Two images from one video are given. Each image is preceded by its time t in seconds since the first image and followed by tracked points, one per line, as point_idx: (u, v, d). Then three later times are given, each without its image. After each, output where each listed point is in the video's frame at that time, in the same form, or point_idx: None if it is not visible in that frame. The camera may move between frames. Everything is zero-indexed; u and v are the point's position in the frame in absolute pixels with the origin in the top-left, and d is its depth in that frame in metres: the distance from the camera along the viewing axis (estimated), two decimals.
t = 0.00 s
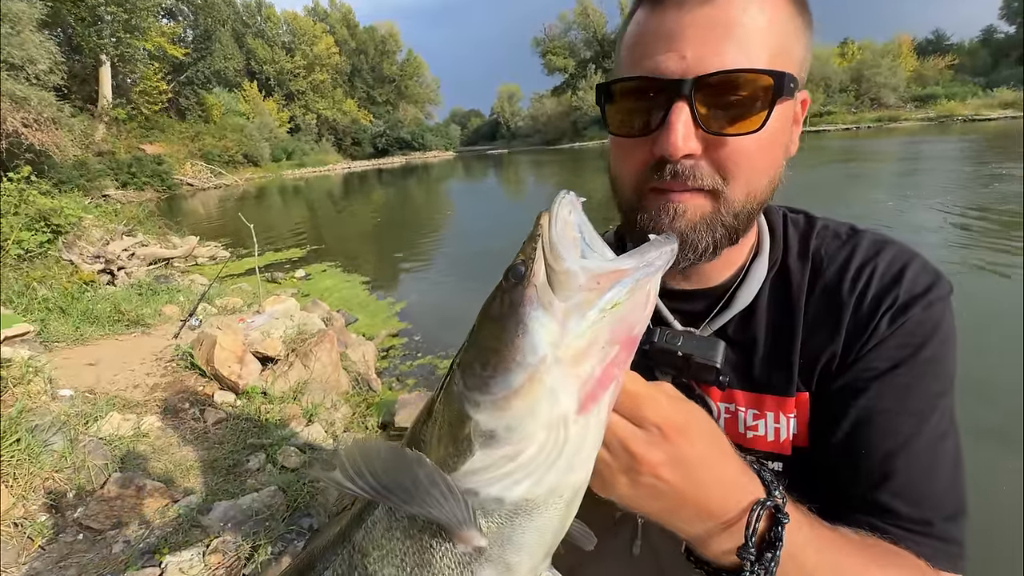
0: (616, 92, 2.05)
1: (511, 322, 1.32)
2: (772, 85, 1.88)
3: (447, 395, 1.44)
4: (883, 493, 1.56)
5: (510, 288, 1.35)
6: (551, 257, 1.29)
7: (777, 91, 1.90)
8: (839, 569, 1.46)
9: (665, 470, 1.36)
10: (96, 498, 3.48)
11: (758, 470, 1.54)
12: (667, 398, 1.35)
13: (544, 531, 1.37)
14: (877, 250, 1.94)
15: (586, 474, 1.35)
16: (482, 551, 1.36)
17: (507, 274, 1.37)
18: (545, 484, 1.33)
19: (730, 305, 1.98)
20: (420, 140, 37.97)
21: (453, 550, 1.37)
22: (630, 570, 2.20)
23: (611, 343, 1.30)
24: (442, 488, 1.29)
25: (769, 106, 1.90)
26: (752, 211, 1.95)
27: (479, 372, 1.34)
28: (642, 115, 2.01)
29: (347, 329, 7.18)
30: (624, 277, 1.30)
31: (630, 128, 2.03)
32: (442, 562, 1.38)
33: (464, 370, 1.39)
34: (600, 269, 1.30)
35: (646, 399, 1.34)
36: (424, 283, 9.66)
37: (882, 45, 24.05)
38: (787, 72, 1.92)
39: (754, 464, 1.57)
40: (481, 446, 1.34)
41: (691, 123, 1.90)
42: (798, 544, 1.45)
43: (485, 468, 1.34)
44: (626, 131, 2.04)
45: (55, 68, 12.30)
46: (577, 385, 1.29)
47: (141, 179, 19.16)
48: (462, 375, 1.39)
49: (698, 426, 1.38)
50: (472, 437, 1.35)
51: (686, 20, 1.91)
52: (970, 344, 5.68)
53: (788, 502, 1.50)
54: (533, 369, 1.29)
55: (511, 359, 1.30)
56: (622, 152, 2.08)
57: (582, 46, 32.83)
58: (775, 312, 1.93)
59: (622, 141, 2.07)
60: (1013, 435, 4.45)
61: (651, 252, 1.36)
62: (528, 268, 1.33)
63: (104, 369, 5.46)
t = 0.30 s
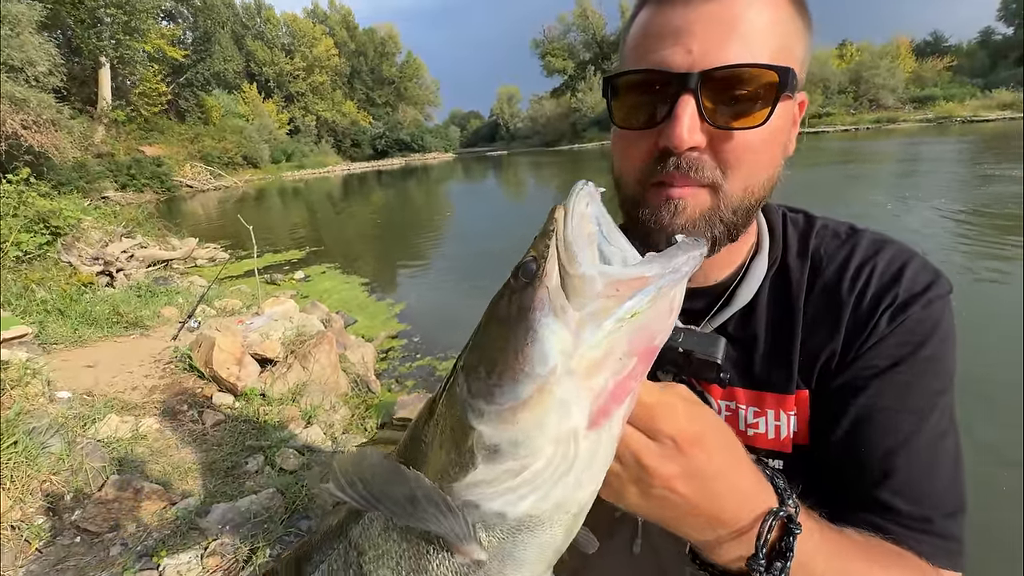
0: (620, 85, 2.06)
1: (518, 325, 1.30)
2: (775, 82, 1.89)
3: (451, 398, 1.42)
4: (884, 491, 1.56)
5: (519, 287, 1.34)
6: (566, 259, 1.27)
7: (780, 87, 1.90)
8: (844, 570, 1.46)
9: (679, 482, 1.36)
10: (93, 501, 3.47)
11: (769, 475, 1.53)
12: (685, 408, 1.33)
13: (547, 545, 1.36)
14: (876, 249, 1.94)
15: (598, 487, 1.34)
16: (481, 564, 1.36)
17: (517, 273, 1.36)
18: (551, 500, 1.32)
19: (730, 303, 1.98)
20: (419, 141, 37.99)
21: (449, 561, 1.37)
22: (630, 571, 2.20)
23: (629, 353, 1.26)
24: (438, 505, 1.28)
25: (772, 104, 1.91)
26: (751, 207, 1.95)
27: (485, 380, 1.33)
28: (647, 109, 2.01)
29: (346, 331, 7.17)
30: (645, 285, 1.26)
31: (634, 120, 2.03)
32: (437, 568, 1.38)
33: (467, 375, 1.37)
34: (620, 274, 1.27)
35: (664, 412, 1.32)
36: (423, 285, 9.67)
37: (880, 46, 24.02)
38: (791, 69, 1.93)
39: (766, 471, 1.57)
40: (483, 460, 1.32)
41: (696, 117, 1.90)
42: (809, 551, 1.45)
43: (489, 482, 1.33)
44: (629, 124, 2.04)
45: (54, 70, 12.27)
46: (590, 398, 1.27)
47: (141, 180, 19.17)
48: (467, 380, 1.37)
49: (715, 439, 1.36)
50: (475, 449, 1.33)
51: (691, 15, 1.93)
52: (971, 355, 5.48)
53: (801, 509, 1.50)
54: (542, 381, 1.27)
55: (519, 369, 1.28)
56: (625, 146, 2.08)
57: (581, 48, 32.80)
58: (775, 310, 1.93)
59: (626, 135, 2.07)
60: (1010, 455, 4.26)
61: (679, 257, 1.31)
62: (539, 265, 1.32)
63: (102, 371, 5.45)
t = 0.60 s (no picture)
0: (617, 83, 2.06)
1: (504, 330, 1.26)
2: (771, 80, 1.90)
3: (431, 400, 1.41)
4: (877, 492, 1.55)
5: (509, 286, 1.28)
6: (560, 269, 1.19)
7: (775, 86, 1.92)
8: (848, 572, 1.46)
9: (675, 501, 1.37)
10: (92, 502, 3.47)
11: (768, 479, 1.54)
12: (689, 428, 1.29)
13: (520, 561, 1.41)
14: (873, 252, 1.95)
15: (587, 501, 1.35)
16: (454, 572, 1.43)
17: (506, 270, 1.30)
18: (528, 521, 1.34)
19: (727, 304, 1.97)
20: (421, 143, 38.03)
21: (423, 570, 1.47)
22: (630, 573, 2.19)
23: (625, 375, 1.22)
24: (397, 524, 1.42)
25: (767, 102, 1.92)
26: (747, 206, 1.97)
27: (463, 390, 1.31)
28: (644, 107, 2.00)
29: (346, 333, 7.18)
30: (650, 302, 1.19)
31: (632, 117, 2.02)
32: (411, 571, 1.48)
33: (448, 381, 1.35)
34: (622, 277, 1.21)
35: (665, 435, 1.28)
36: (423, 287, 9.67)
37: (881, 49, 24.03)
38: (786, 68, 1.95)
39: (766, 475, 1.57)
40: (456, 476, 1.33)
41: (694, 114, 1.90)
42: (810, 553, 1.45)
43: (466, 498, 1.34)
44: (627, 122, 2.03)
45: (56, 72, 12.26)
46: (579, 421, 1.26)
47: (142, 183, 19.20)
48: (448, 387, 1.35)
49: (719, 459, 1.33)
50: (449, 464, 1.33)
51: (686, 17, 1.95)
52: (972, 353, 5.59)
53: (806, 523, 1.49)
54: (525, 400, 1.25)
55: (500, 387, 1.26)
56: (622, 144, 2.07)
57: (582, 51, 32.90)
58: (772, 313, 1.92)
59: (622, 133, 2.06)
60: (1014, 445, 4.40)
61: (696, 268, 1.21)
62: (530, 261, 1.25)
63: (102, 373, 5.45)
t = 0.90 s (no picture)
0: (622, 90, 2.06)
1: (483, 373, 1.23)
2: (773, 88, 1.90)
3: (415, 427, 1.40)
4: (867, 502, 1.54)
5: (490, 329, 1.24)
6: (540, 325, 1.15)
7: (776, 92, 1.91)
8: None
9: (663, 541, 1.37)
10: (92, 505, 3.46)
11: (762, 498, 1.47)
12: (681, 473, 1.27)
13: None
14: (877, 262, 1.93)
15: (571, 542, 1.35)
16: None
17: (490, 308, 1.27)
18: (504, 565, 1.32)
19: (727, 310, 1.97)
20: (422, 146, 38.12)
21: None
22: None
23: (608, 433, 1.20)
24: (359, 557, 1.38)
25: (768, 109, 1.91)
26: (748, 211, 1.93)
27: (440, 430, 1.29)
28: (649, 113, 2.01)
29: (347, 335, 7.18)
30: (635, 365, 1.16)
31: (636, 123, 2.03)
32: None
33: (429, 419, 1.33)
34: (616, 307, 1.27)
35: (655, 487, 1.27)
36: (424, 290, 9.67)
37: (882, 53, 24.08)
38: (789, 75, 1.94)
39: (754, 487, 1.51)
40: (433, 515, 1.32)
41: (696, 119, 1.90)
42: None
43: (442, 538, 1.33)
44: (631, 126, 2.05)
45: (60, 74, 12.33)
46: (558, 475, 1.24)
47: (144, 184, 19.25)
48: (429, 422, 1.33)
49: (714, 505, 1.30)
50: (428, 502, 1.32)
51: (692, 22, 1.94)
52: (986, 358, 5.53)
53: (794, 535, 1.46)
54: (502, 449, 1.22)
55: (478, 432, 1.23)
56: (626, 149, 2.08)
57: (584, 54, 33.05)
58: (772, 322, 1.92)
59: (626, 139, 2.07)
60: (1014, 446, 4.41)
61: (689, 329, 1.16)
62: (514, 300, 1.22)
63: (103, 374, 5.44)
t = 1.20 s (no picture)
0: (630, 98, 2.05)
1: (473, 417, 1.20)
2: (782, 96, 1.88)
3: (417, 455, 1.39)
4: (874, 513, 1.52)
5: (483, 371, 1.19)
6: (524, 384, 1.09)
7: (786, 100, 1.89)
8: None
9: None
10: (93, 506, 3.45)
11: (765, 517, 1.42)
12: (687, 520, 1.22)
13: None
14: (889, 270, 1.91)
15: None
16: None
17: (484, 347, 1.22)
18: None
19: (736, 317, 1.97)
20: (425, 147, 38.12)
21: None
22: None
23: (603, 492, 1.16)
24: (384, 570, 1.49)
25: (778, 117, 1.89)
26: (760, 218, 1.92)
27: (436, 468, 1.28)
28: (658, 121, 2.01)
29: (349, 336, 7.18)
30: (625, 429, 1.11)
31: (645, 130, 2.03)
32: None
33: (428, 454, 1.32)
34: (620, 343, 1.26)
35: (660, 541, 1.23)
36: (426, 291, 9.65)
37: (884, 57, 24.10)
38: (800, 83, 1.93)
39: (758, 504, 1.45)
40: (431, 553, 1.32)
41: (706, 128, 1.90)
42: None
43: None
44: (639, 134, 2.04)
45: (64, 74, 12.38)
46: (553, 526, 1.21)
47: (147, 183, 19.30)
48: (426, 458, 1.33)
49: (719, 549, 1.26)
50: (426, 539, 1.32)
51: (701, 30, 1.93)
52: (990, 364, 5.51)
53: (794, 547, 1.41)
54: (491, 500, 1.19)
55: (468, 480, 1.20)
56: (634, 155, 2.08)
57: (586, 57, 33.11)
58: (781, 330, 1.90)
59: (634, 146, 2.07)
60: (1019, 452, 4.39)
61: (681, 392, 1.12)
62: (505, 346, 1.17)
63: (106, 374, 5.44)
